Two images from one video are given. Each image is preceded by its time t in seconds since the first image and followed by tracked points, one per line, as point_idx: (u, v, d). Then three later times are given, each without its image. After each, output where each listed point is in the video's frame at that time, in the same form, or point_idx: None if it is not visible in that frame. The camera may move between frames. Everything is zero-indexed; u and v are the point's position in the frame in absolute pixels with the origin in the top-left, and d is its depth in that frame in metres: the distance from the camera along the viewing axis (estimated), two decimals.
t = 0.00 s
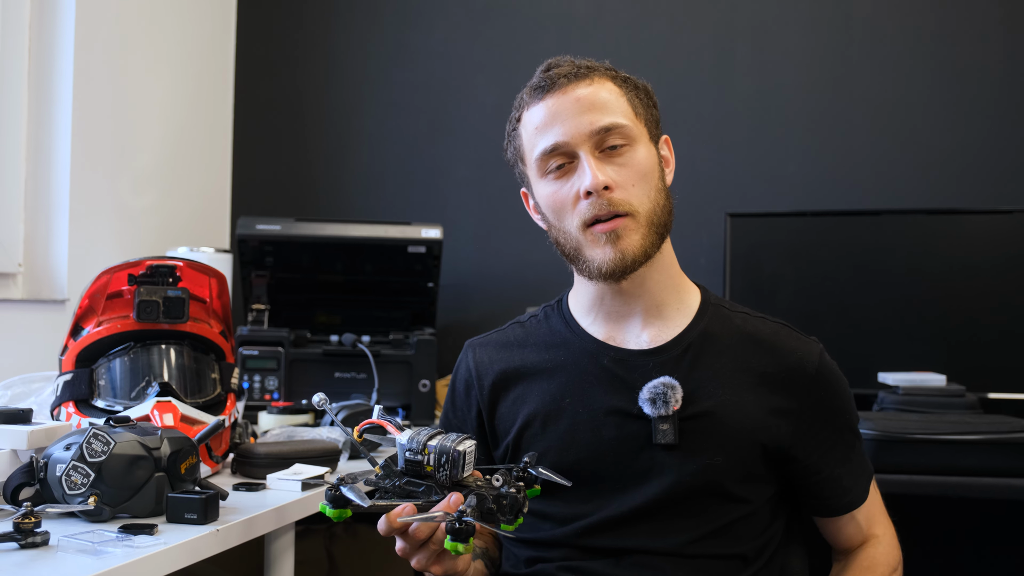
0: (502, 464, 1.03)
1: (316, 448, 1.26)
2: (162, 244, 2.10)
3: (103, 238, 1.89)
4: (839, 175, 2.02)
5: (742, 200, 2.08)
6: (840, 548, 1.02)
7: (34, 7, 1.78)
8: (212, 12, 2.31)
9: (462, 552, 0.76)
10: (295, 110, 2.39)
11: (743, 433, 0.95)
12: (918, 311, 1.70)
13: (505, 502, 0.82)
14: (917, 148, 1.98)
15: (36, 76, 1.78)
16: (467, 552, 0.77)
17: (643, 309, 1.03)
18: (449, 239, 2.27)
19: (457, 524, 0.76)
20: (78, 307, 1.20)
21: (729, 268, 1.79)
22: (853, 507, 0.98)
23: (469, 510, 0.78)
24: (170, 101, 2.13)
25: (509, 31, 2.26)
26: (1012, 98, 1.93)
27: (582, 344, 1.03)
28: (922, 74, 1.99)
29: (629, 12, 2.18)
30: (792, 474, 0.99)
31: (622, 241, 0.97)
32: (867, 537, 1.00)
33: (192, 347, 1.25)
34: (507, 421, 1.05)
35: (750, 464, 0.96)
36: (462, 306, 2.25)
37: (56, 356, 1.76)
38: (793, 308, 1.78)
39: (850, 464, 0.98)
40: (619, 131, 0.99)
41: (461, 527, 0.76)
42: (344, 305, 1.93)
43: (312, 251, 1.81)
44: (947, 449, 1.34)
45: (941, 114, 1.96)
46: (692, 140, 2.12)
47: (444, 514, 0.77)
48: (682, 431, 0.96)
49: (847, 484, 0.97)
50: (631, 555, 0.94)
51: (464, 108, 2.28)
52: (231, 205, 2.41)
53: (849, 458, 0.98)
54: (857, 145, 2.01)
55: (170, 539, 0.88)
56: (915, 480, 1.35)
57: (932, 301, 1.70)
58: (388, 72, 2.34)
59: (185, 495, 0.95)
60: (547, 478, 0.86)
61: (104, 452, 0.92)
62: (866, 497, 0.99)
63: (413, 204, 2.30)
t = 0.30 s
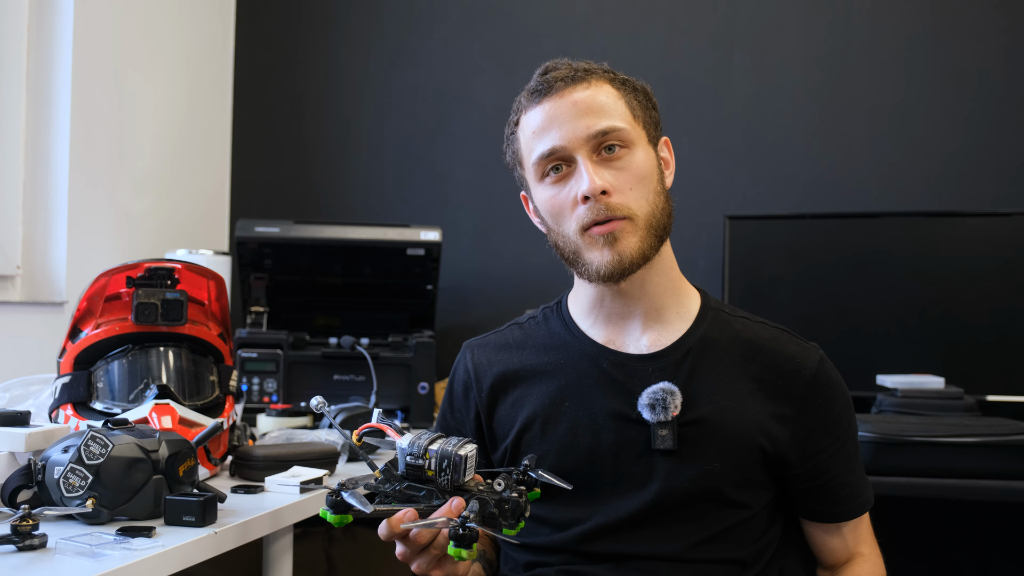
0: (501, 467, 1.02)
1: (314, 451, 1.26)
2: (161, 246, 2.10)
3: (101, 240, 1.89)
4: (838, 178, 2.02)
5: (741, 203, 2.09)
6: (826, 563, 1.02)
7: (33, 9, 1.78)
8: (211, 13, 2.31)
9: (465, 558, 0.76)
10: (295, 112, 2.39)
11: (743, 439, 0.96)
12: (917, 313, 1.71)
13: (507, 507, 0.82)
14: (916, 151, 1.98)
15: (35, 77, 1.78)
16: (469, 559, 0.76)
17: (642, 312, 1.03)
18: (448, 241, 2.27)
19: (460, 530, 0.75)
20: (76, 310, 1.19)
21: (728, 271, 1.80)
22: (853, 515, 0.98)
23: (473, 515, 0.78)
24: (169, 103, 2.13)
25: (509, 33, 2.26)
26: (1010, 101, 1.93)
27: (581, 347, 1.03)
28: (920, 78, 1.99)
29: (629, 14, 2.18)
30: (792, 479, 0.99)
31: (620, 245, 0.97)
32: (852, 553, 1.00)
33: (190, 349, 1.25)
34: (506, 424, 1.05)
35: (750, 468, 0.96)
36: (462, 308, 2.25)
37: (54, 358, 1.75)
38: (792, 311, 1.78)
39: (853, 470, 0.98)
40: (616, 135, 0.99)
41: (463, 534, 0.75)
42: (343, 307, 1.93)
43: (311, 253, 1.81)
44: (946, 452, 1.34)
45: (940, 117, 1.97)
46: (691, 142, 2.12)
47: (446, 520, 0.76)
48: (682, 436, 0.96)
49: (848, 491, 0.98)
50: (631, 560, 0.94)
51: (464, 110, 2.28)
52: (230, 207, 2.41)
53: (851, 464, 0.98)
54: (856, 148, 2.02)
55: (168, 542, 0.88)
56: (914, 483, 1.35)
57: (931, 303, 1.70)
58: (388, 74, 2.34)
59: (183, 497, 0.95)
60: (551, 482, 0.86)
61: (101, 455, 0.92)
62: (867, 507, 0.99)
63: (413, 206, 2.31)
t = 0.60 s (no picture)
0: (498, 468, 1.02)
1: (311, 453, 1.26)
2: (160, 248, 2.10)
3: (100, 242, 1.89)
4: (837, 179, 2.03)
5: (740, 204, 2.09)
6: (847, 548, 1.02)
7: (32, 10, 1.78)
8: (210, 15, 2.31)
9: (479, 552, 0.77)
10: (294, 113, 2.39)
11: (742, 439, 0.96)
12: (917, 314, 1.71)
13: (517, 502, 0.83)
14: (915, 152, 1.98)
15: (34, 79, 1.78)
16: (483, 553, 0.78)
17: (640, 314, 1.03)
18: (447, 242, 2.27)
19: (475, 525, 0.77)
20: (74, 311, 1.20)
21: (727, 272, 1.80)
22: (855, 509, 0.98)
23: (485, 508, 0.78)
24: (168, 104, 2.14)
25: (508, 35, 2.26)
26: (1009, 102, 1.93)
27: (579, 348, 1.03)
28: (918, 79, 1.99)
29: (628, 15, 2.19)
30: (792, 477, 0.99)
31: (616, 246, 0.97)
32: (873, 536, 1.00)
33: (189, 351, 1.25)
34: (504, 425, 1.05)
35: (748, 469, 0.97)
36: (461, 310, 2.25)
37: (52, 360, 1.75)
38: (792, 312, 1.78)
39: (854, 465, 0.98)
40: (614, 136, 0.99)
41: (480, 529, 0.77)
42: (342, 309, 1.94)
43: (310, 254, 1.81)
44: (945, 453, 1.35)
45: (938, 119, 1.97)
46: (690, 144, 2.12)
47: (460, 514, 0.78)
48: (682, 437, 0.96)
49: (850, 486, 0.98)
50: (630, 561, 0.94)
51: (463, 111, 2.29)
52: (229, 209, 2.41)
53: (852, 459, 0.99)
54: (855, 148, 2.02)
55: (167, 543, 0.88)
56: (913, 483, 1.36)
57: (930, 304, 1.70)
58: (387, 76, 2.34)
59: (181, 498, 0.95)
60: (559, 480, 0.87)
61: (101, 456, 0.92)
62: (869, 500, 0.99)
63: (412, 207, 2.31)
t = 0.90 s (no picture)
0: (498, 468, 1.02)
1: (310, 453, 1.26)
2: (159, 248, 2.10)
3: (99, 242, 1.89)
4: (836, 179, 2.03)
5: (740, 204, 2.09)
6: (836, 540, 1.03)
7: (30, 10, 1.78)
8: (208, 15, 2.31)
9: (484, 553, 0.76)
10: (293, 113, 2.39)
11: (741, 440, 0.96)
12: (916, 314, 1.71)
13: (521, 503, 0.83)
14: (914, 151, 1.98)
15: (32, 78, 1.78)
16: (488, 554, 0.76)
17: (640, 313, 1.03)
18: (446, 242, 2.27)
19: (480, 524, 0.76)
20: (73, 311, 1.19)
21: (727, 272, 1.80)
22: (847, 509, 0.99)
23: (490, 507, 0.78)
24: (167, 104, 2.13)
25: (507, 35, 2.26)
26: (1008, 102, 1.93)
27: (579, 348, 1.03)
28: (917, 79, 1.99)
29: (627, 15, 2.19)
30: (789, 477, 0.99)
31: (615, 246, 0.97)
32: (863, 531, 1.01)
33: (187, 351, 1.25)
34: (503, 424, 1.05)
35: (748, 469, 0.96)
36: (460, 310, 2.25)
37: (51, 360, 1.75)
38: (791, 311, 1.78)
39: (848, 466, 0.99)
40: (613, 136, 0.99)
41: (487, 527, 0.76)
42: (341, 309, 1.93)
43: (309, 254, 1.81)
44: (946, 453, 1.35)
45: (938, 118, 1.97)
46: (689, 144, 2.12)
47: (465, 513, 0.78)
48: (682, 437, 0.96)
49: (843, 486, 0.98)
50: (629, 560, 0.94)
51: (462, 111, 2.29)
52: (228, 209, 2.41)
53: (846, 460, 0.99)
54: (854, 148, 2.02)
55: (165, 544, 0.88)
56: (913, 483, 1.36)
57: (930, 304, 1.70)
58: (386, 76, 2.34)
59: (180, 499, 0.95)
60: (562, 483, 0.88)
61: (98, 457, 0.92)
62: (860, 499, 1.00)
63: (411, 208, 2.31)
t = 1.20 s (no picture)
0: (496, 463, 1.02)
1: (313, 451, 1.28)
2: (160, 247, 2.10)
3: (100, 241, 1.89)
4: (836, 178, 2.03)
5: (739, 203, 2.09)
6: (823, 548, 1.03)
7: (30, 9, 1.78)
8: (209, 14, 2.31)
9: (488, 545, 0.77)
10: (293, 112, 2.39)
11: (737, 439, 0.96)
12: (915, 313, 1.71)
13: (524, 496, 0.85)
14: (914, 150, 1.98)
15: (33, 78, 1.78)
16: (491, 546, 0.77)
17: (638, 311, 1.03)
18: (447, 242, 2.28)
19: (485, 515, 0.76)
20: (74, 310, 1.20)
21: (727, 271, 1.80)
22: (842, 513, 0.99)
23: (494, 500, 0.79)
24: (168, 103, 2.14)
25: (507, 34, 2.26)
26: (1007, 101, 1.93)
27: (578, 346, 1.03)
28: (918, 78, 2.00)
29: (627, 14, 2.19)
30: (783, 477, 1.00)
31: (612, 246, 0.97)
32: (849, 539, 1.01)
33: (188, 350, 1.25)
34: (501, 421, 1.05)
35: (744, 469, 0.97)
36: (460, 309, 2.26)
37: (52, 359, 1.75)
38: (791, 310, 1.78)
39: (842, 469, 0.99)
40: (613, 135, 0.99)
41: (490, 519, 0.76)
42: (341, 308, 1.94)
43: (310, 254, 1.81)
44: (944, 451, 1.35)
45: (937, 117, 1.97)
46: (689, 143, 2.13)
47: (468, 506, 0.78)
48: (678, 436, 0.96)
49: (837, 489, 0.99)
50: (626, 560, 0.94)
51: (463, 110, 2.29)
52: (229, 208, 2.41)
53: (841, 463, 0.99)
54: (854, 147, 2.02)
55: (166, 542, 0.88)
56: (912, 481, 1.36)
57: (930, 302, 1.71)
58: (386, 75, 2.34)
59: (182, 497, 0.95)
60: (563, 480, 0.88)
61: (100, 455, 0.92)
62: (852, 503, 1.00)
63: (412, 208, 2.31)
